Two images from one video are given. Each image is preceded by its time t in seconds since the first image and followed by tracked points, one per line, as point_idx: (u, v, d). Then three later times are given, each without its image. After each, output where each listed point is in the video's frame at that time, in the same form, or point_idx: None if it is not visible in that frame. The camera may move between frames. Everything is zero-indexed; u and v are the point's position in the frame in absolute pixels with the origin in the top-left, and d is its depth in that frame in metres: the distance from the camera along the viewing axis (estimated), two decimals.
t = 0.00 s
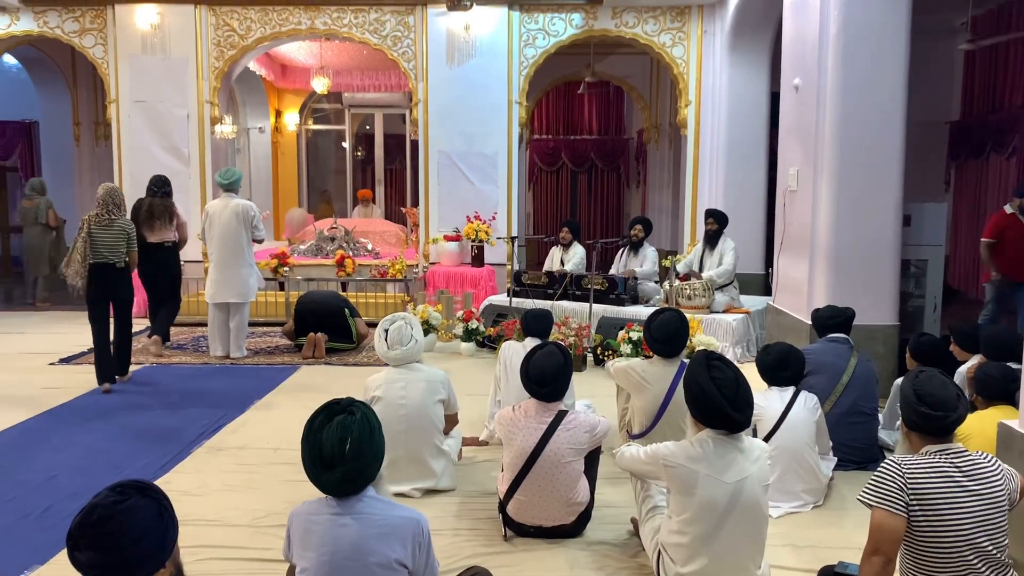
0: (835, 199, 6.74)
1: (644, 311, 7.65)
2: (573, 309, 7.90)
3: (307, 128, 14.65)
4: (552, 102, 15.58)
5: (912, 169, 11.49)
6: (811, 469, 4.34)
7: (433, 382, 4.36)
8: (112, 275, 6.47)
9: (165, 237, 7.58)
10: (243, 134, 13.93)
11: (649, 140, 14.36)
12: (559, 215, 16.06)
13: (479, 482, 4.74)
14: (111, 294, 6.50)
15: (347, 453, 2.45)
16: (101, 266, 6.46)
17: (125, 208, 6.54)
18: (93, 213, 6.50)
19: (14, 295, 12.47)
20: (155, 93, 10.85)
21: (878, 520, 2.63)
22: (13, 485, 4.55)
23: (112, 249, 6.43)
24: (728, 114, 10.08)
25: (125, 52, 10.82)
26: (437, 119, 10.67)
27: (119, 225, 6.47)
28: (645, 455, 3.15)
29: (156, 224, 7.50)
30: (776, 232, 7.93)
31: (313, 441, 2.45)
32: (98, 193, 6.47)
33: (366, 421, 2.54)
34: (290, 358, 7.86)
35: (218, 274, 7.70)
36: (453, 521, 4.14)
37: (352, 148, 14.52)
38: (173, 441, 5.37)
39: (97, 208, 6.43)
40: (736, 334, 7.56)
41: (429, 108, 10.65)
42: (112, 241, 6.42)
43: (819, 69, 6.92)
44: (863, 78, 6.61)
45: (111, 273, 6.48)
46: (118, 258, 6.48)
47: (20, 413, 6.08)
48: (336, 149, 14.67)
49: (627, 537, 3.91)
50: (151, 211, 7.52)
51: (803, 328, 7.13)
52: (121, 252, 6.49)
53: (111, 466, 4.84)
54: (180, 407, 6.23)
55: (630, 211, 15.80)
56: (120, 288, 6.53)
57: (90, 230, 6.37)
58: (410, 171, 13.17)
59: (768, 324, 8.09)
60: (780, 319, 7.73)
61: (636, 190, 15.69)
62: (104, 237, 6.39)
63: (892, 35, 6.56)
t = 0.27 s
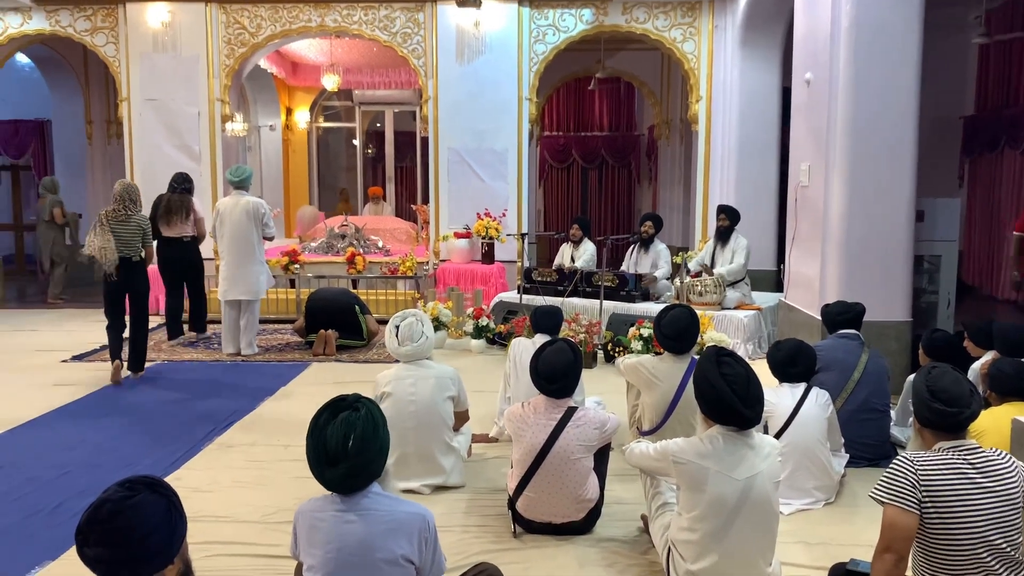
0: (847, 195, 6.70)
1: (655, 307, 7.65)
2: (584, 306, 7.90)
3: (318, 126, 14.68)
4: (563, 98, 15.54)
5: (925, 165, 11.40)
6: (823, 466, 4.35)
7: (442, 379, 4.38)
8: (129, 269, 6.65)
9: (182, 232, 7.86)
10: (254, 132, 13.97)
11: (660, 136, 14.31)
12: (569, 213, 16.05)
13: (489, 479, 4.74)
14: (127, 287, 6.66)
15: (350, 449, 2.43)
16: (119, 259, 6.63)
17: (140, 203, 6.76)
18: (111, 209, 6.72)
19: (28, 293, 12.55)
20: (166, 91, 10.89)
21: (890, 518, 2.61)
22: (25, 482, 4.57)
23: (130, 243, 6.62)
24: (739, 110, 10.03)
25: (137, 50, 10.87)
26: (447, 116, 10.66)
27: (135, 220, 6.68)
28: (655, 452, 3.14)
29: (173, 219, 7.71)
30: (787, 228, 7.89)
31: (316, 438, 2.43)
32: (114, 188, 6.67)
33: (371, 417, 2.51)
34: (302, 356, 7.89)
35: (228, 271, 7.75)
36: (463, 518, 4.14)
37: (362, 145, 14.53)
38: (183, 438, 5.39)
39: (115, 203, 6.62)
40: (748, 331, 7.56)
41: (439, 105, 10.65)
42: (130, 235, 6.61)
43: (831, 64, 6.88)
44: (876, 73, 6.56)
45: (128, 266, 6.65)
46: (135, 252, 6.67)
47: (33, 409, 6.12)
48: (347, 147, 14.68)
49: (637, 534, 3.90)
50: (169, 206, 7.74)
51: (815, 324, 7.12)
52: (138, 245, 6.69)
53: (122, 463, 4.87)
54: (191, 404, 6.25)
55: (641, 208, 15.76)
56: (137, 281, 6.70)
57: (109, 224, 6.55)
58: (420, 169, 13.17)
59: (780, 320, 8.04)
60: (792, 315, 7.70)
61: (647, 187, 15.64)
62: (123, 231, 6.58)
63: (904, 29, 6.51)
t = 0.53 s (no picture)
0: (856, 188, 6.66)
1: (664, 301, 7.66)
2: (592, 301, 7.90)
3: (326, 121, 14.69)
4: (571, 92, 15.49)
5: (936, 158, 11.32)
6: (832, 460, 4.37)
7: (450, 373, 4.41)
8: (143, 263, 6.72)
9: (205, 229, 7.92)
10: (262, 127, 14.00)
11: (669, 130, 14.26)
12: (578, 208, 16.02)
13: (497, 474, 4.75)
14: (140, 282, 6.73)
15: (352, 443, 2.44)
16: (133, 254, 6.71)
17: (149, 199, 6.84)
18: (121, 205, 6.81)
19: (38, 289, 12.61)
20: (175, 87, 10.91)
21: (900, 512, 2.59)
22: (35, 476, 4.59)
23: (142, 237, 6.70)
24: (748, 102, 9.98)
25: (146, 45, 10.89)
26: (455, 110, 10.65)
27: (145, 215, 6.76)
28: (663, 446, 3.12)
29: (197, 217, 7.79)
30: (797, 222, 7.85)
31: (322, 431, 2.46)
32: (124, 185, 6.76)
33: (378, 413, 2.51)
34: (311, 350, 7.92)
35: (236, 266, 7.77)
36: (471, 512, 4.14)
37: (370, 140, 14.52)
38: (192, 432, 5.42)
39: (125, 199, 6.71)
40: (756, 326, 7.57)
41: (447, 99, 10.64)
42: (140, 230, 6.69)
43: (840, 55, 6.84)
44: (886, 64, 6.51)
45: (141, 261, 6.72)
46: (147, 247, 6.75)
47: (43, 404, 6.16)
48: (355, 142, 14.68)
49: (645, 528, 3.89)
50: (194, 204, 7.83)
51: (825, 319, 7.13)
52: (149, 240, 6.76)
53: (131, 457, 4.89)
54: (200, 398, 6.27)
55: (650, 202, 15.73)
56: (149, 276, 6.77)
57: (120, 219, 6.65)
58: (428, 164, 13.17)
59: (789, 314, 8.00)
60: (801, 309, 7.68)
61: (657, 181, 15.59)
62: (134, 226, 6.66)
63: (915, 21, 6.45)
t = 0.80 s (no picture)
0: (862, 181, 6.64)
1: (669, 296, 7.65)
2: (597, 296, 7.89)
3: (330, 116, 14.69)
4: (575, 87, 15.45)
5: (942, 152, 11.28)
6: (837, 454, 4.36)
7: (454, 368, 4.42)
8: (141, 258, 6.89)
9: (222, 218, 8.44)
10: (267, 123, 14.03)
11: (674, 124, 14.22)
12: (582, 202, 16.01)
13: (503, 468, 4.76)
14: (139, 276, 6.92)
15: (357, 437, 2.45)
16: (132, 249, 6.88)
17: (148, 194, 6.90)
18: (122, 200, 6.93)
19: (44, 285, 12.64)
20: (180, 83, 10.92)
21: (905, 507, 2.58)
22: (42, 471, 4.61)
23: (139, 234, 6.81)
24: (753, 96, 9.95)
25: (150, 41, 10.90)
26: (459, 106, 10.65)
27: (143, 212, 6.84)
28: (667, 440, 3.12)
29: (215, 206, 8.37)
30: (802, 216, 7.83)
31: (329, 425, 2.47)
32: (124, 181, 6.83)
33: (386, 408, 2.51)
34: (316, 346, 7.97)
35: (240, 261, 7.77)
36: (476, 507, 4.14)
37: (375, 135, 14.49)
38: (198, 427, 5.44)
39: (123, 195, 6.80)
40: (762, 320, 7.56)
41: (451, 94, 10.63)
42: (138, 227, 6.80)
43: (845, 48, 6.81)
44: (891, 56, 6.47)
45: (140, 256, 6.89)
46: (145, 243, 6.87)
47: (50, 400, 6.19)
48: (360, 137, 14.67)
49: (650, 523, 3.89)
50: (211, 195, 8.42)
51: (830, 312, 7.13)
52: (148, 236, 6.87)
53: (137, 452, 4.91)
54: (205, 394, 6.28)
55: (654, 196, 15.71)
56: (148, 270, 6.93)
57: (119, 217, 6.77)
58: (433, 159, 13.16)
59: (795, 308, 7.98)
60: (807, 303, 7.66)
61: (661, 176, 15.55)
62: (131, 223, 6.77)
63: (921, 14, 6.42)
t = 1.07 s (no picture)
0: (863, 178, 6.64)
1: (670, 292, 7.63)
2: (598, 293, 7.90)
3: (331, 114, 14.69)
4: (576, 84, 15.45)
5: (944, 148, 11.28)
6: (839, 451, 4.36)
7: (455, 366, 4.42)
8: (132, 253, 7.07)
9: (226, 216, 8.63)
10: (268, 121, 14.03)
11: (675, 121, 14.21)
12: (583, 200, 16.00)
13: (505, 465, 4.77)
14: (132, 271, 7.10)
15: (359, 435, 2.45)
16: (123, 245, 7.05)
17: (140, 190, 7.08)
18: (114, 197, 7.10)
19: (46, 284, 12.65)
20: (181, 81, 10.92)
21: (907, 503, 2.59)
22: (45, 470, 4.62)
23: (131, 230, 6.99)
24: (754, 93, 9.93)
25: (151, 40, 10.89)
26: (460, 103, 10.64)
27: (135, 208, 7.02)
28: (669, 438, 3.12)
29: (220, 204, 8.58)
30: (803, 213, 7.83)
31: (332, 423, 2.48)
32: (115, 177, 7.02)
33: (389, 406, 2.51)
34: (318, 344, 7.99)
35: (241, 258, 7.80)
36: (478, 504, 4.15)
37: (375, 133, 14.47)
38: (200, 425, 5.46)
39: (115, 192, 6.98)
40: (763, 317, 7.57)
41: (452, 91, 10.62)
42: (129, 223, 6.98)
43: (846, 45, 6.81)
44: (893, 52, 6.47)
45: (131, 251, 7.07)
46: (137, 238, 7.05)
47: (52, 399, 6.20)
48: (360, 134, 14.65)
49: (653, 520, 3.89)
50: (217, 194, 8.63)
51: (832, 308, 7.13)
52: (139, 232, 7.04)
53: (139, 451, 4.92)
54: (207, 392, 6.29)
55: (655, 193, 15.71)
56: (140, 265, 7.11)
57: (111, 213, 6.95)
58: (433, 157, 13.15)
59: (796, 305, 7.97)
60: (808, 299, 7.66)
61: (662, 173, 15.54)
62: (122, 220, 6.96)
63: (922, 11, 6.41)
